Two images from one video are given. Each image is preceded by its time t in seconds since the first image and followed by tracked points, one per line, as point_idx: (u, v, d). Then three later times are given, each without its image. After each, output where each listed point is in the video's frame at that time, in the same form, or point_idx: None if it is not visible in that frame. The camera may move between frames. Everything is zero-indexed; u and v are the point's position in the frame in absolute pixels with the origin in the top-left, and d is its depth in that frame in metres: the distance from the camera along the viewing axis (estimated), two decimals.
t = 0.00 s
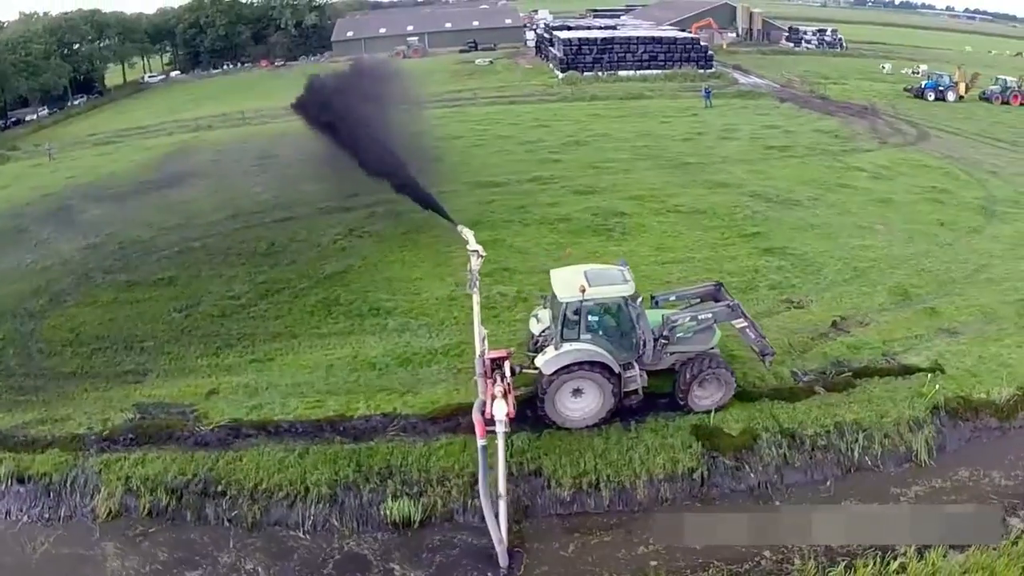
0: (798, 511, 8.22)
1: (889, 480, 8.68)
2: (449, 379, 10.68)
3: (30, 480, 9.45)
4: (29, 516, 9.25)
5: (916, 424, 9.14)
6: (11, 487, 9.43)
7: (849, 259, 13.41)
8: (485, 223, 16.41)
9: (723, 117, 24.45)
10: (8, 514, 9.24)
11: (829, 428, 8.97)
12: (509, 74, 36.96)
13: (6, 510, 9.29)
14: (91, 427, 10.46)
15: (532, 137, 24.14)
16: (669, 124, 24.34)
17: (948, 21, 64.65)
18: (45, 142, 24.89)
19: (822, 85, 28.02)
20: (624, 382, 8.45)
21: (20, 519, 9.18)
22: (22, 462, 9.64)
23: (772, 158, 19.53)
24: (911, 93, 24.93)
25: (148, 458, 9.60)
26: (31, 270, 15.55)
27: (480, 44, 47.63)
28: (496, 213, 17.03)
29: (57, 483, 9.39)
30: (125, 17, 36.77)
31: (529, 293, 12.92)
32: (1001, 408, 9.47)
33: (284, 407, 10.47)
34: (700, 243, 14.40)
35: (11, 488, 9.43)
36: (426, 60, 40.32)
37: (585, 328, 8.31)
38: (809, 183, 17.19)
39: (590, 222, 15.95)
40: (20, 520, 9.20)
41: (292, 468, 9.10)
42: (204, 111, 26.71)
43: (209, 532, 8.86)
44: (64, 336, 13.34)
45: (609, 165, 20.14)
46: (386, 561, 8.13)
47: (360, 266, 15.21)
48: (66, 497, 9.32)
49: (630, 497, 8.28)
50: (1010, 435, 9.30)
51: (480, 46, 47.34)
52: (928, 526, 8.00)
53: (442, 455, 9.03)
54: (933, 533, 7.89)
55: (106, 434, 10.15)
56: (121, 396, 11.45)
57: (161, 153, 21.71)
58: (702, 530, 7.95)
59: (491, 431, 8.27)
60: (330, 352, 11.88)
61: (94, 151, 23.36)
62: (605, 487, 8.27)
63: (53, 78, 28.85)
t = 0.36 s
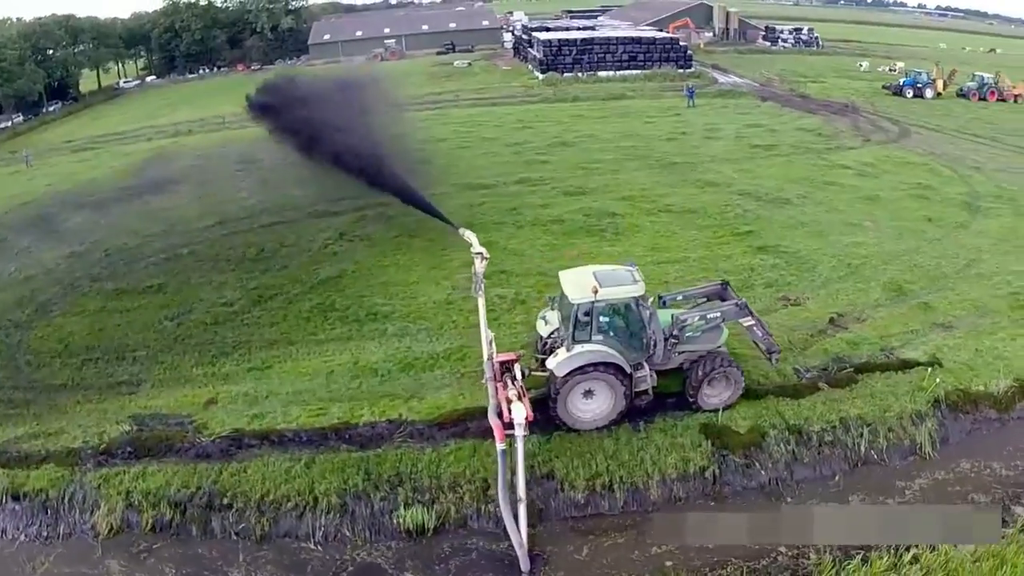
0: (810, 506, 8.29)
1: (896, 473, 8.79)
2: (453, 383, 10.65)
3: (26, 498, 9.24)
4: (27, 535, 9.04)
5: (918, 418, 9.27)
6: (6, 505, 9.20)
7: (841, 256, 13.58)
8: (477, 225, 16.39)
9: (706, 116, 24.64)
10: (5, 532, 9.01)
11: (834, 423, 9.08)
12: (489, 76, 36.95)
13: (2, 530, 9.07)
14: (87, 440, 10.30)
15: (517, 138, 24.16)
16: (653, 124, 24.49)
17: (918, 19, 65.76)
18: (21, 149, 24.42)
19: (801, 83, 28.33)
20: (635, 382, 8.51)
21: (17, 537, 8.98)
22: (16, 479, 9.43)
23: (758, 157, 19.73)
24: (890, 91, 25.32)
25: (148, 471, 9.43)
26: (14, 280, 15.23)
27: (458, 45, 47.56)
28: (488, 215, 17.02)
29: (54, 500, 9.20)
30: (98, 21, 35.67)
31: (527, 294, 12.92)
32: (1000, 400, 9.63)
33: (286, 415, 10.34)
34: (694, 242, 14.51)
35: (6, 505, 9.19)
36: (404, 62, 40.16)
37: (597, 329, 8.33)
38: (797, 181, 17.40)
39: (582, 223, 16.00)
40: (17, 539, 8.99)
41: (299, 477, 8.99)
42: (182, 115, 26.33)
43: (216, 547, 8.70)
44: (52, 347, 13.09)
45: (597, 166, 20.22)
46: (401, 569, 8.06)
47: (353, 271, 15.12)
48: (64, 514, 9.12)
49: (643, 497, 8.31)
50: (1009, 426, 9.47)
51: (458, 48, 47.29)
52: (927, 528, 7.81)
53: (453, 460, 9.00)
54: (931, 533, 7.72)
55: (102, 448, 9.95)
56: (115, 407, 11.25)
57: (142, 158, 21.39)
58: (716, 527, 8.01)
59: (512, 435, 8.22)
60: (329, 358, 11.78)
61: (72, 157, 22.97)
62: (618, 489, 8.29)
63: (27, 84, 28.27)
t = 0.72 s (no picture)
0: (818, 495, 8.41)
1: (897, 459, 8.94)
2: (453, 385, 10.61)
3: (19, 517, 8.93)
4: (22, 555, 8.71)
5: (916, 405, 9.45)
6: None
7: (827, 249, 13.80)
8: (464, 227, 16.36)
9: (681, 115, 24.87)
10: None
11: (835, 413, 9.22)
12: (461, 78, 36.86)
13: None
14: (80, 455, 10.00)
15: (495, 139, 24.16)
16: (629, 122, 24.66)
17: (876, 15, 67.10)
18: None
19: (771, 80, 28.73)
20: (643, 377, 8.59)
21: (12, 558, 8.67)
22: (8, 498, 9.09)
23: (736, 154, 19.97)
24: (859, 86, 25.78)
25: (147, 485, 9.19)
26: None
27: (427, 48, 47.39)
28: (473, 216, 16.99)
29: (49, 518, 8.90)
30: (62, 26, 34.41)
31: (519, 295, 12.91)
32: (992, 385, 9.85)
33: (286, 423, 10.15)
34: (681, 238, 14.63)
35: None
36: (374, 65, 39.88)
37: (604, 326, 8.41)
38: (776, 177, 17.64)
39: (569, 222, 16.05)
40: (12, 560, 8.67)
41: (305, 486, 8.88)
42: (151, 121, 25.83)
43: (222, 561, 8.49)
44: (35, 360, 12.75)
45: (577, 165, 20.30)
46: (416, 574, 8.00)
47: (341, 275, 14.98)
48: (61, 532, 8.83)
49: (654, 493, 8.35)
50: (1002, 410, 9.68)
51: (427, 50, 47.11)
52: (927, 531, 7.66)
53: (462, 463, 8.98)
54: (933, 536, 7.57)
55: (96, 462, 9.67)
56: (106, 421, 10.96)
57: (115, 167, 20.96)
58: (727, 518, 8.09)
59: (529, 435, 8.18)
60: (324, 364, 11.65)
61: (40, 167, 22.43)
62: (629, 485, 8.33)
63: None
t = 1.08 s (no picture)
0: (829, 483, 8.56)
1: (902, 446, 9.12)
2: (461, 385, 10.64)
3: (22, 532, 8.59)
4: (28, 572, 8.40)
5: (918, 393, 9.64)
6: None
7: (819, 243, 14.02)
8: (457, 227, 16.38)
9: (663, 112, 25.08)
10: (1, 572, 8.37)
11: (841, 402, 9.39)
12: (440, 79, 36.79)
13: None
14: (81, 466, 9.56)
15: (480, 139, 24.18)
16: (612, 120, 24.81)
17: (844, 11, 68.14)
18: None
19: (750, 77, 29.08)
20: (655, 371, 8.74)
21: None
22: (8, 512, 8.74)
23: (721, 150, 20.19)
24: (838, 82, 26.20)
25: (155, 495, 8.90)
26: None
27: (403, 49, 47.25)
28: (466, 216, 17.01)
29: (54, 532, 8.58)
30: (34, 32, 33.66)
31: (519, 293, 12.96)
32: (990, 371, 10.08)
33: (295, 428, 9.93)
34: (675, 235, 14.78)
35: (0, 541, 8.52)
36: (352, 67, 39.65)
37: (618, 321, 8.54)
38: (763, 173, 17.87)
39: (562, 221, 16.13)
40: None
41: (319, 489, 8.80)
42: (130, 126, 25.47)
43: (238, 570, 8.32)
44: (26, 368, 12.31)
45: (565, 164, 20.40)
46: None
47: (338, 277, 14.93)
48: (67, 546, 8.51)
49: (670, 486, 8.45)
50: (1001, 395, 9.91)
51: (403, 51, 46.96)
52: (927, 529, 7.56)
53: (477, 462, 9.01)
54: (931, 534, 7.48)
55: (100, 473, 9.31)
56: (105, 429, 10.46)
57: (96, 172, 20.64)
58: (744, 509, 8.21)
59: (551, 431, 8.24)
60: (327, 366, 11.59)
61: (18, 173, 22.01)
62: (646, 479, 8.42)
63: None
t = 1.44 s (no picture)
0: (824, 465, 8.77)
1: (890, 426, 9.39)
2: (455, 384, 10.65)
3: (15, 553, 8.34)
4: None
5: (902, 374, 9.94)
6: None
7: (794, 233, 14.33)
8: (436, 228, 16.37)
9: (629, 109, 25.34)
10: None
11: (830, 387, 9.63)
12: (402, 80, 36.63)
13: None
14: (70, 481, 9.28)
15: (449, 139, 24.16)
16: (580, 118, 24.98)
17: (793, 6, 69.49)
18: None
19: (711, 73, 29.52)
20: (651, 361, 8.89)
21: None
22: None
23: (690, 145, 20.49)
24: (798, 76, 26.72)
25: (151, 507, 8.73)
26: None
27: (363, 51, 46.93)
28: (443, 216, 17.00)
29: (47, 552, 8.35)
30: None
31: (505, 291, 13.00)
32: (968, 351, 10.43)
33: (289, 433, 9.85)
34: (653, 229, 14.98)
35: None
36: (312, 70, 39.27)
37: (616, 313, 8.68)
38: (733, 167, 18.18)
39: (540, 218, 16.22)
40: None
41: (322, 494, 8.74)
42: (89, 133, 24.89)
43: None
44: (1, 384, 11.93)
45: (537, 162, 20.50)
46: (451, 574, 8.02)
47: (318, 280, 14.82)
48: (62, 565, 8.30)
49: (672, 475, 8.58)
50: (980, 374, 10.25)
51: (363, 53, 46.64)
52: (924, 529, 7.52)
53: (480, 460, 9.05)
54: (927, 534, 7.42)
55: (92, 488, 9.08)
56: (91, 442, 10.14)
57: (58, 179, 20.12)
58: (744, 494, 8.38)
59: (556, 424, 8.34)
60: (316, 369, 11.51)
61: None
62: (648, 469, 8.54)
63: None
